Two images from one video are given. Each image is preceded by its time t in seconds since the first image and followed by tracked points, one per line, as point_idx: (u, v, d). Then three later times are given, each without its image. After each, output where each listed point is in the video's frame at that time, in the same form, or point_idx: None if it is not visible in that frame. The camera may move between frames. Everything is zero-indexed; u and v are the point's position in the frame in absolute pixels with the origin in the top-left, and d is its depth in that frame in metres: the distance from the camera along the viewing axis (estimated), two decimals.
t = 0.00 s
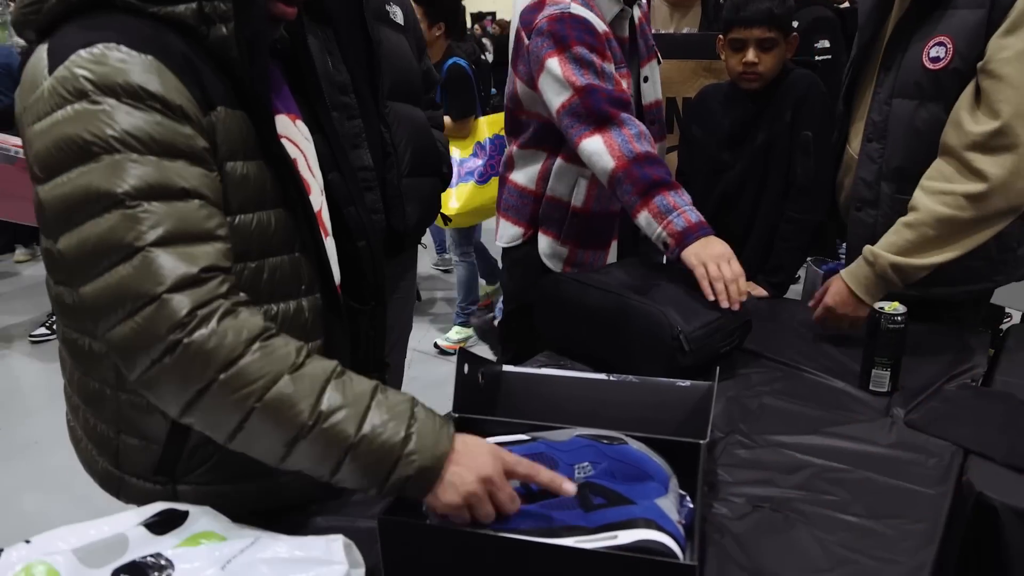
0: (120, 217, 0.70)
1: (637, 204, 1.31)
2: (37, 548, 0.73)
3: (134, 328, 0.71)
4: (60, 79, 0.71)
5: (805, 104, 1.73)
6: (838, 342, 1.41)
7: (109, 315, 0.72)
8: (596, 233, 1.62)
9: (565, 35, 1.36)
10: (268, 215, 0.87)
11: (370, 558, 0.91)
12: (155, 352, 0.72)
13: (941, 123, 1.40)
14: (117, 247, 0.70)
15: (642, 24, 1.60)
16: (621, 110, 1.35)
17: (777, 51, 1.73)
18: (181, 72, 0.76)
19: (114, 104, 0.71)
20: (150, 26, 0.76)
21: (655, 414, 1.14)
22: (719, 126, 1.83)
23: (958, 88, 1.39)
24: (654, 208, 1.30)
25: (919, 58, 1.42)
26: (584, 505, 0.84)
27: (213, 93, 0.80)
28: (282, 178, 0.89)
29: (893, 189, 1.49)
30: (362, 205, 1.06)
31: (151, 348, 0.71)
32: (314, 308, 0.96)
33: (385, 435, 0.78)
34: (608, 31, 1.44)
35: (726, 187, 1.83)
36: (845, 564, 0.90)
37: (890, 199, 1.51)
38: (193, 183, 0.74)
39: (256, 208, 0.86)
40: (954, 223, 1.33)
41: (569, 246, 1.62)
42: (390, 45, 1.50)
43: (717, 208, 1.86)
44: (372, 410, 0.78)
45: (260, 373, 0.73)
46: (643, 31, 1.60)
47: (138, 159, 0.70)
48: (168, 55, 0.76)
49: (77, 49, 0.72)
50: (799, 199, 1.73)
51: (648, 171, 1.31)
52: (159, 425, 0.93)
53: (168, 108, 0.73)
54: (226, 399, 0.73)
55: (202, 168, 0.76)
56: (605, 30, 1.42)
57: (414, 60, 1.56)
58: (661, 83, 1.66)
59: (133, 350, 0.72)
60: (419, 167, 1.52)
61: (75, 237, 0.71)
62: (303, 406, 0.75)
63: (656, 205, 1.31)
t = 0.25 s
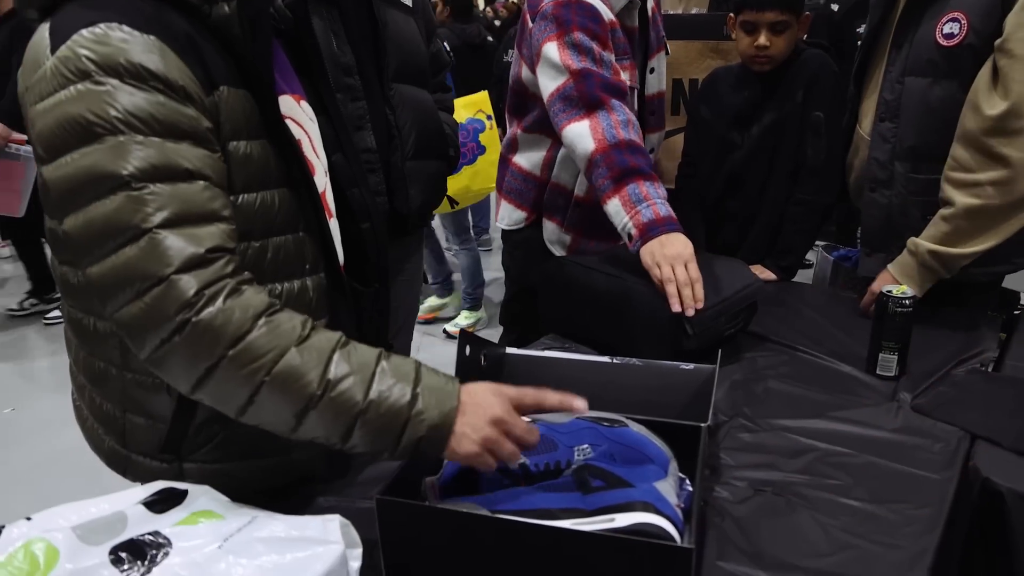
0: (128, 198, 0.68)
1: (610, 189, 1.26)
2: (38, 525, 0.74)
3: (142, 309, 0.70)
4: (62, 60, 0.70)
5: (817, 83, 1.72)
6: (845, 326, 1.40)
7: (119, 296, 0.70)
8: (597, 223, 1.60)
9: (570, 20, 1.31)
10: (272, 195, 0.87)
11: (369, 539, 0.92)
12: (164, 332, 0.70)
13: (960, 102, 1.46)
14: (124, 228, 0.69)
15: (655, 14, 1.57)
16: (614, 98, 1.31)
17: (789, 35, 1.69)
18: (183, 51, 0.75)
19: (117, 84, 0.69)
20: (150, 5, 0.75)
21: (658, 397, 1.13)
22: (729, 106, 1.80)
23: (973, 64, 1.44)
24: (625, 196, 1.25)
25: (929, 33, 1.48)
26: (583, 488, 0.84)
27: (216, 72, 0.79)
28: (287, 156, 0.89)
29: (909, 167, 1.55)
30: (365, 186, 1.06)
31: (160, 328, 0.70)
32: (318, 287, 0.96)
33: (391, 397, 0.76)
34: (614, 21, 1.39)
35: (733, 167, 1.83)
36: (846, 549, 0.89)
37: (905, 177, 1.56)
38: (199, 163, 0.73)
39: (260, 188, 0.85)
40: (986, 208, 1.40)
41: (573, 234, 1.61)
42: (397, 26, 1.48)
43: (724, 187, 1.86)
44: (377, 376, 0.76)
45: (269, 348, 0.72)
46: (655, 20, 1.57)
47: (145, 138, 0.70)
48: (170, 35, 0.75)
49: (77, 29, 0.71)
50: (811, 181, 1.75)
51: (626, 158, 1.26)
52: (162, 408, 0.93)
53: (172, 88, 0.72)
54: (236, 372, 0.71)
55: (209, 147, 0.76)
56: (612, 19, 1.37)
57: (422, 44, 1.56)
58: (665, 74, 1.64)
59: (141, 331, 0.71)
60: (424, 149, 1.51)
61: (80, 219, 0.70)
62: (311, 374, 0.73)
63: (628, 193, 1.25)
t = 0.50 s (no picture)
0: (128, 182, 0.68)
1: (608, 180, 1.22)
2: (38, 505, 0.74)
3: (145, 292, 0.70)
4: (58, 45, 0.70)
5: (829, 67, 1.69)
6: (852, 314, 1.39)
7: (123, 278, 0.70)
8: (575, 217, 1.60)
9: (563, 11, 1.29)
10: (271, 177, 0.87)
11: (367, 523, 0.92)
12: (166, 314, 0.70)
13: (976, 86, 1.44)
14: (125, 212, 0.69)
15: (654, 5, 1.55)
16: (608, 91, 1.28)
17: (800, 19, 1.67)
18: (178, 35, 0.75)
19: (112, 69, 0.69)
20: None
21: (660, 383, 1.13)
22: (734, 92, 1.81)
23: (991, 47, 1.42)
24: (623, 188, 1.21)
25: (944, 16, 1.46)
26: (582, 476, 0.83)
27: (211, 55, 0.79)
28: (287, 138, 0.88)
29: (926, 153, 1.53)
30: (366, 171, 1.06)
31: (162, 310, 0.70)
32: (319, 270, 0.96)
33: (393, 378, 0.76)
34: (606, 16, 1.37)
35: (739, 152, 1.81)
36: (847, 537, 0.88)
37: (918, 163, 1.54)
38: (197, 146, 0.72)
39: (259, 170, 0.85)
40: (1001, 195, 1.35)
41: (547, 225, 1.61)
42: (403, 10, 1.47)
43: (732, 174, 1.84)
44: (381, 357, 0.76)
45: (271, 331, 0.72)
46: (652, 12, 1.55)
47: (142, 123, 0.69)
48: (165, 18, 0.74)
49: (72, 15, 0.71)
50: (820, 167, 1.73)
51: (623, 149, 1.22)
52: (165, 390, 0.93)
53: (167, 72, 0.72)
54: (241, 353, 0.72)
55: (206, 131, 0.75)
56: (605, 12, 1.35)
57: (429, 29, 1.54)
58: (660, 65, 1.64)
59: (144, 314, 0.71)
60: (431, 134, 1.50)
61: (82, 203, 0.70)
62: (313, 357, 0.73)
63: (626, 186, 1.21)
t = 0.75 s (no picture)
0: (121, 168, 0.68)
1: (602, 172, 1.24)
2: (40, 486, 0.75)
3: (138, 279, 0.70)
4: (54, 29, 0.70)
5: (841, 53, 1.67)
6: (859, 304, 1.38)
7: (117, 265, 0.71)
8: (570, 208, 1.59)
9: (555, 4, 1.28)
10: (272, 160, 0.87)
11: (368, 507, 0.92)
12: (158, 302, 0.70)
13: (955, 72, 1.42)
14: (117, 199, 0.69)
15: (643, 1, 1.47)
16: (600, 84, 1.28)
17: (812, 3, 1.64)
18: (176, 18, 0.74)
19: (106, 54, 0.69)
20: None
21: (663, 370, 1.12)
22: (743, 77, 1.80)
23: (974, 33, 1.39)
24: (616, 180, 1.23)
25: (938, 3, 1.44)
26: (581, 462, 0.83)
27: (209, 37, 0.77)
28: (286, 121, 0.88)
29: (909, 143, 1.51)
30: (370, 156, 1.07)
31: (155, 297, 0.70)
32: (321, 254, 0.96)
33: (385, 367, 0.76)
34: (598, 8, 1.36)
35: (747, 139, 1.80)
36: (848, 527, 0.88)
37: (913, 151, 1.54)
38: (191, 133, 0.72)
39: (258, 154, 0.85)
40: (951, 161, 1.28)
41: (537, 215, 1.60)
42: None
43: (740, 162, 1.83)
44: (373, 346, 0.76)
45: (263, 317, 0.72)
46: (642, 8, 1.47)
47: (136, 109, 0.69)
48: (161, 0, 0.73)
49: None
50: (831, 155, 1.71)
51: (617, 141, 1.24)
52: (166, 373, 0.94)
53: (161, 57, 0.71)
54: (232, 340, 0.72)
55: (201, 117, 0.75)
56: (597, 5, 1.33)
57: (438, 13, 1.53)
58: (649, 64, 1.55)
59: (138, 301, 0.71)
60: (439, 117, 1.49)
61: (78, 188, 0.70)
62: (305, 344, 0.73)
63: (619, 177, 1.23)
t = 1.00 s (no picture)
0: (112, 157, 0.68)
1: (602, 158, 1.25)
2: (40, 466, 0.76)
3: (130, 266, 0.70)
4: (49, 15, 0.70)
5: (853, 40, 1.65)
6: (868, 295, 1.36)
7: (110, 252, 0.71)
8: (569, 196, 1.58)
9: None
10: (270, 147, 0.87)
11: (366, 493, 0.93)
12: (150, 289, 0.71)
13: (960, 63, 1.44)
14: (108, 187, 0.69)
15: None
16: (600, 71, 1.27)
17: None
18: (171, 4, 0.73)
19: (99, 41, 0.69)
20: None
21: (667, 360, 1.12)
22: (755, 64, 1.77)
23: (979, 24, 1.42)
24: (617, 164, 1.24)
25: None
26: (580, 451, 0.82)
27: (204, 23, 0.77)
28: (285, 107, 0.88)
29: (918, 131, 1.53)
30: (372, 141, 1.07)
31: (146, 285, 0.71)
32: (322, 240, 0.96)
33: (376, 363, 0.76)
34: None
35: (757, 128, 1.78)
36: (851, 521, 0.87)
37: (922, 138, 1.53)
38: (185, 120, 0.72)
39: (256, 140, 0.85)
40: (952, 158, 1.32)
41: (536, 200, 1.59)
42: None
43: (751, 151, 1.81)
44: (364, 342, 0.76)
45: (255, 307, 0.72)
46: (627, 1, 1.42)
47: (128, 96, 0.69)
48: None
49: None
50: (844, 143, 1.71)
51: (618, 128, 1.24)
52: (168, 356, 0.94)
53: (155, 44, 0.71)
54: (222, 331, 0.72)
55: (196, 104, 0.75)
56: None
57: None
58: (640, 59, 1.49)
59: (131, 288, 0.71)
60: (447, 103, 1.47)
61: (72, 175, 0.71)
62: (295, 338, 0.73)
63: (620, 162, 1.24)
